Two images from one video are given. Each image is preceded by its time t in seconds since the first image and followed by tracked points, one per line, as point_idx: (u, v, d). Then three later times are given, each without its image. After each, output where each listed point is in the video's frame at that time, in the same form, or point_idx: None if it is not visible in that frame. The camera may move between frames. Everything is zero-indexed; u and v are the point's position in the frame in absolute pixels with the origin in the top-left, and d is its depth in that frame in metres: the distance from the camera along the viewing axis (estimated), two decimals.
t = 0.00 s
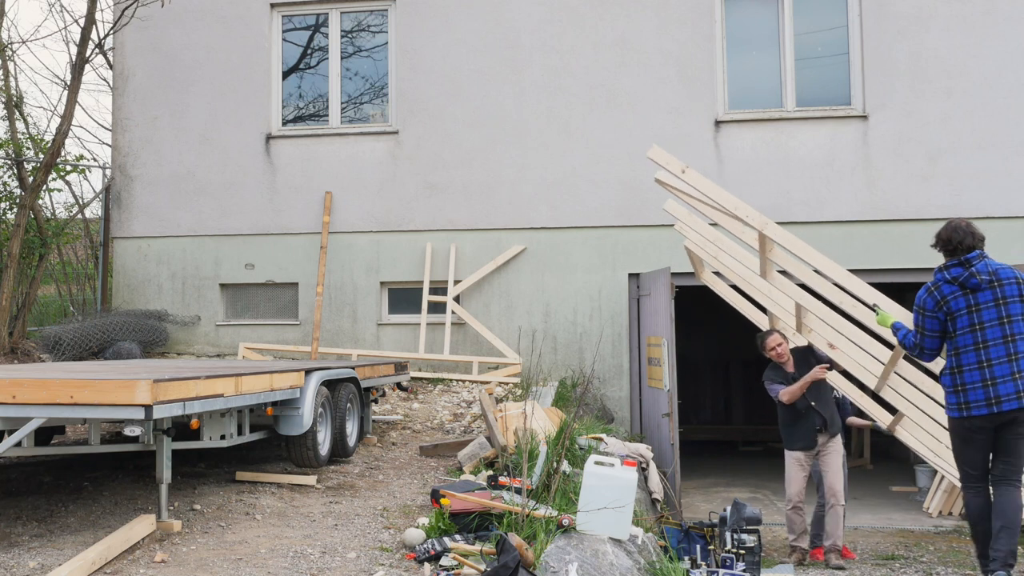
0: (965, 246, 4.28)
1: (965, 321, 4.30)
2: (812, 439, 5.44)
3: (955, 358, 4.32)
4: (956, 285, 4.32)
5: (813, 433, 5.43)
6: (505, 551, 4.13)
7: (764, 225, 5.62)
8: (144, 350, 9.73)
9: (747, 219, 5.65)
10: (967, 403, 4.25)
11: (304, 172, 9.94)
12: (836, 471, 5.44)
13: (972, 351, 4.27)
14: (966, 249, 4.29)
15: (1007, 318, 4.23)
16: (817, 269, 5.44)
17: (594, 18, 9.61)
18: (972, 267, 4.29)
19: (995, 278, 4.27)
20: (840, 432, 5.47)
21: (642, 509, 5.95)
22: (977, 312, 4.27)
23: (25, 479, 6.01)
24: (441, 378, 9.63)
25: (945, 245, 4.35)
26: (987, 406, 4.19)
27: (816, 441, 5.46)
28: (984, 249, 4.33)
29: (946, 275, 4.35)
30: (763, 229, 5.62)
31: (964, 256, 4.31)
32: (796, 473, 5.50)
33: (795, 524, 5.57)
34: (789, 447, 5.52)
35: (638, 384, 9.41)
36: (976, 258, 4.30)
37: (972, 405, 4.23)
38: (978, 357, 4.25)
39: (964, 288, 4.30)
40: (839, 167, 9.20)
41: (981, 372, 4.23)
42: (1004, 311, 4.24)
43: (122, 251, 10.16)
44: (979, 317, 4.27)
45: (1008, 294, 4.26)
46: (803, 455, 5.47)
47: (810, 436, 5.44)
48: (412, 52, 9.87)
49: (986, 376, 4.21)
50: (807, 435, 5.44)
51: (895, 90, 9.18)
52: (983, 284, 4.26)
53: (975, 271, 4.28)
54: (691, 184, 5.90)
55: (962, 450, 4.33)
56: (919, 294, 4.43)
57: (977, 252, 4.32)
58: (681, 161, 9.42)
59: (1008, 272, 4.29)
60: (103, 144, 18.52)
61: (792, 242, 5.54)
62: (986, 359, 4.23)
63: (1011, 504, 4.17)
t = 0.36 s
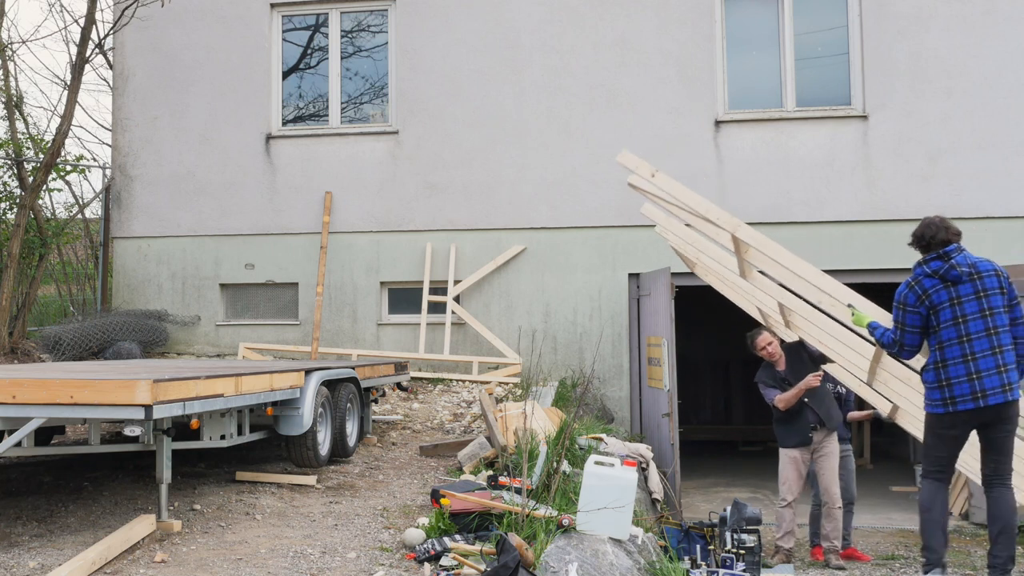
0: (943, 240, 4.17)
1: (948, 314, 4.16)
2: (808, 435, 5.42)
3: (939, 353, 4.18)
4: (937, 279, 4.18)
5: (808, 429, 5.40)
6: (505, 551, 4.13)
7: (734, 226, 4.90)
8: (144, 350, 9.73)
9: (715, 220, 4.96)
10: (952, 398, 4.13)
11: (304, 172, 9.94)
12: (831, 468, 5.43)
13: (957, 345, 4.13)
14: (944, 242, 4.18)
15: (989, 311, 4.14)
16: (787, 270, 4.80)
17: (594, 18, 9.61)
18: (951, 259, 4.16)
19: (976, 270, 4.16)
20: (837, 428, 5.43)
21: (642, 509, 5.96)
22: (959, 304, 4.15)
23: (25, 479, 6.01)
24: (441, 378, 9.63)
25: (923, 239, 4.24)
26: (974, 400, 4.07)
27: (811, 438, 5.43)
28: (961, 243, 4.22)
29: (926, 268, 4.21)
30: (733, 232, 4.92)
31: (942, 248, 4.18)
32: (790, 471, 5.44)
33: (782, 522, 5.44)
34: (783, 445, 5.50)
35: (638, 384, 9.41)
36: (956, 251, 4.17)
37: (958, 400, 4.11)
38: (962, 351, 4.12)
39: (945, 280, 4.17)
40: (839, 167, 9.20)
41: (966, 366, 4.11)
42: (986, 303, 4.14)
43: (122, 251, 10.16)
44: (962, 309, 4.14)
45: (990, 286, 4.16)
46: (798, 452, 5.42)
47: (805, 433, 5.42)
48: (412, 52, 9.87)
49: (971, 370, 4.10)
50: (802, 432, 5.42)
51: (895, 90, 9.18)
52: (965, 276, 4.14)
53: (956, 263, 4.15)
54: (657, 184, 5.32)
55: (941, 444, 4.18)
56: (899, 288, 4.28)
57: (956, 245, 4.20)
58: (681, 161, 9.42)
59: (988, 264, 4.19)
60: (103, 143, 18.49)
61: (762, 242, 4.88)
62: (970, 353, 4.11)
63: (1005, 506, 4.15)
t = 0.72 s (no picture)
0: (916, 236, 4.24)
1: (910, 311, 4.13)
2: (788, 436, 5.27)
3: (899, 349, 4.15)
4: (902, 274, 4.16)
5: (790, 429, 5.26)
6: (505, 551, 4.13)
7: (700, 244, 5.19)
8: (144, 350, 9.73)
9: (682, 241, 5.28)
10: (909, 396, 4.10)
11: (304, 172, 9.94)
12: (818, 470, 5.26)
13: (916, 342, 4.09)
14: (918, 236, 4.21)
15: (953, 310, 4.05)
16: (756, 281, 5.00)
17: (594, 18, 9.61)
18: (918, 256, 4.12)
19: (942, 268, 4.08)
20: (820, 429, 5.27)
21: (642, 509, 5.96)
22: (923, 301, 4.09)
23: (25, 478, 6.01)
24: (441, 378, 9.63)
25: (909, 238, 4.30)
26: (929, 398, 4.03)
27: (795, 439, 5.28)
28: (936, 241, 4.16)
29: (894, 264, 4.20)
30: (701, 250, 5.18)
31: (912, 245, 4.16)
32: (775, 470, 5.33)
33: (778, 522, 5.40)
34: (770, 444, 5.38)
35: (638, 384, 9.41)
36: (925, 248, 4.12)
37: (913, 397, 4.07)
38: (921, 349, 4.07)
39: (909, 277, 4.13)
40: (839, 167, 9.20)
41: (923, 364, 4.06)
42: (950, 302, 4.06)
43: (122, 251, 10.16)
44: (924, 307, 4.09)
45: (957, 286, 4.07)
46: (784, 453, 5.30)
47: (786, 432, 5.26)
48: (412, 52, 9.87)
49: (929, 368, 4.04)
50: (788, 433, 5.26)
51: (895, 90, 9.18)
52: (928, 273, 4.07)
53: (920, 260, 4.10)
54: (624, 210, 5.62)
55: (914, 445, 4.11)
56: (871, 284, 4.31)
57: (927, 242, 4.15)
58: (681, 161, 9.42)
59: (959, 263, 4.09)
60: (103, 143, 18.47)
61: (728, 259, 5.10)
62: (930, 351, 4.05)
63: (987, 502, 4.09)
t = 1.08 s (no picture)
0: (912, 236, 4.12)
1: (896, 308, 4.06)
2: (790, 436, 5.24)
3: (882, 346, 4.10)
4: (892, 271, 4.08)
5: (791, 429, 5.23)
6: (505, 551, 4.13)
7: (690, 244, 5.21)
8: (144, 350, 9.73)
9: (673, 241, 5.30)
10: (888, 393, 4.05)
11: (304, 172, 9.94)
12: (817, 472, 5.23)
13: (900, 340, 4.03)
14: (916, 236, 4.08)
15: (939, 311, 3.97)
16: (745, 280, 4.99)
17: (594, 18, 9.61)
18: (909, 254, 4.03)
19: (932, 268, 3.99)
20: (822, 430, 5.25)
21: (643, 509, 5.96)
22: (909, 300, 4.02)
23: (25, 479, 6.01)
24: (441, 378, 9.63)
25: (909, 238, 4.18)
26: (906, 398, 3.98)
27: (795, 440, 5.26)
28: (930, 239, 4.05)
29: (885, 260, 4.12)
30: (691, 249, 5.21)
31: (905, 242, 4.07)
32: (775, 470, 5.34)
33: (778, 525, 5.36)
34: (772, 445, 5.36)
35: (638, 384, 9.41)
36: (917, 246, 4.03)
37: (892, 395, 4.03)
38: (904, 347, 4.01)
39: (899, 274, 4.05)
40: (839, 167, 9.20)
41: (905, 363, 4.01)
42: (936, 304, 3.98)
43: (122, 251, 10.16)
44: (910, 306, 4.01)
45: (945, 287, 3.98)
46: (784, 455, 5.29)
47: (787, 433, 5.24)
48: (412, 52, 9.87)
49: (909, 367, 3.99)
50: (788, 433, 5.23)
51: (895, 90, 9.18)
52: (917, 272, 3.99)
53: (911, 258, 4.01)
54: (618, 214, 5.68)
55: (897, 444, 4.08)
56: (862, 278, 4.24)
57: (920, 240, 4.04)
58: (681, 161, 9.42)
59: (950, 264, 3.99)
60: (103, 143, 18.46)
61: (719, 259, 5.12)
62: (913, 350, 3.99)
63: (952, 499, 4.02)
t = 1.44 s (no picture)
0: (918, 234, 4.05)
1: (896, 310, 4.02)
2: (791, 436, 5.25)
3: (882, 348, 4.06)
4: (894, 271, 4.03)
5: (793, 430, 5.24)
6: (505, 551, 4.13)
7: (694, 230, 5.03)
8: (144, 350, 9.74)
9: (678, 225, 5.13)
10: (887, 396, 4.02)
11: (304, 172, 9.94)
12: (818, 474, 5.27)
13: (900, 342, 3.99)
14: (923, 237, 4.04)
15: (941, 314, 3.94)
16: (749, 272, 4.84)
17: (594, 18, 9.61)
18: (913, 254, 3.98)
19: (935, 270, 3.95)
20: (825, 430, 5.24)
21: (642, 509, 5.96)
22: (911, 301, 3.98)
23: (25, 479, 6.01)
24: (441, 378, 9.63)
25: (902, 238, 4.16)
26: (905, 401, 3.95)
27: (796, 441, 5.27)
28: (933, 241, 4.01)
29: (887, 260, 4.06)
30: (693, 233, 5.02)
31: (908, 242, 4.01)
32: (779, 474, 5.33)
33: (780, 524, 5.41)
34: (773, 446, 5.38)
35: (638, 384, 9.41)
36: (921, 247, 3.99)
37: (891, 399, 4.00)
38: (904, 350, 3.98)
39: (901, 275, 4.00)
40: (839, 167, 9.20)
41: (904, 366, 3.97)
42: (938, 306, 3.95)
43: (122, 251, 10.16)
44: (911, 308, 3.98)
45: (948, 290, 3.95)
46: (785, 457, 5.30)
47: (789, 433, 5.24)
48: (412, 52, 9.87)
49: (909, 371, 3.96)
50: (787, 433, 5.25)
51: (895, 90, 9.18)
52: (920, 274, 3.95)
53: (914, 259, 3.97)
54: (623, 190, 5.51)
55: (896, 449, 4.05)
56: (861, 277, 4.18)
57: (924, 241, 4.00)
58: (681, 161, 9.42)
59: (953, 266, 3.96)
60: (104, 144, 18.46)
61: (722, 246, 4.95)
62: (913, 353, 3.96)
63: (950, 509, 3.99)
